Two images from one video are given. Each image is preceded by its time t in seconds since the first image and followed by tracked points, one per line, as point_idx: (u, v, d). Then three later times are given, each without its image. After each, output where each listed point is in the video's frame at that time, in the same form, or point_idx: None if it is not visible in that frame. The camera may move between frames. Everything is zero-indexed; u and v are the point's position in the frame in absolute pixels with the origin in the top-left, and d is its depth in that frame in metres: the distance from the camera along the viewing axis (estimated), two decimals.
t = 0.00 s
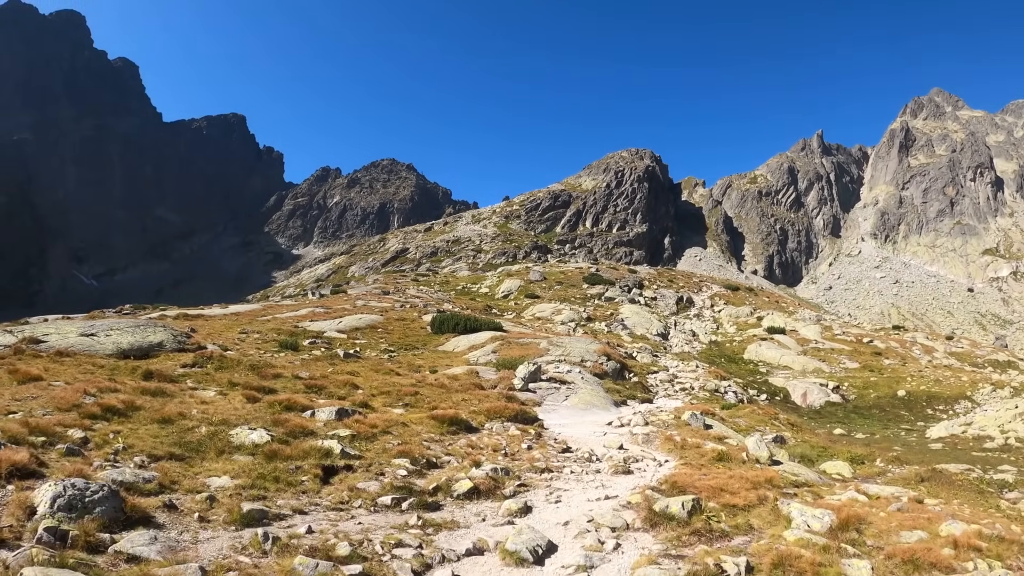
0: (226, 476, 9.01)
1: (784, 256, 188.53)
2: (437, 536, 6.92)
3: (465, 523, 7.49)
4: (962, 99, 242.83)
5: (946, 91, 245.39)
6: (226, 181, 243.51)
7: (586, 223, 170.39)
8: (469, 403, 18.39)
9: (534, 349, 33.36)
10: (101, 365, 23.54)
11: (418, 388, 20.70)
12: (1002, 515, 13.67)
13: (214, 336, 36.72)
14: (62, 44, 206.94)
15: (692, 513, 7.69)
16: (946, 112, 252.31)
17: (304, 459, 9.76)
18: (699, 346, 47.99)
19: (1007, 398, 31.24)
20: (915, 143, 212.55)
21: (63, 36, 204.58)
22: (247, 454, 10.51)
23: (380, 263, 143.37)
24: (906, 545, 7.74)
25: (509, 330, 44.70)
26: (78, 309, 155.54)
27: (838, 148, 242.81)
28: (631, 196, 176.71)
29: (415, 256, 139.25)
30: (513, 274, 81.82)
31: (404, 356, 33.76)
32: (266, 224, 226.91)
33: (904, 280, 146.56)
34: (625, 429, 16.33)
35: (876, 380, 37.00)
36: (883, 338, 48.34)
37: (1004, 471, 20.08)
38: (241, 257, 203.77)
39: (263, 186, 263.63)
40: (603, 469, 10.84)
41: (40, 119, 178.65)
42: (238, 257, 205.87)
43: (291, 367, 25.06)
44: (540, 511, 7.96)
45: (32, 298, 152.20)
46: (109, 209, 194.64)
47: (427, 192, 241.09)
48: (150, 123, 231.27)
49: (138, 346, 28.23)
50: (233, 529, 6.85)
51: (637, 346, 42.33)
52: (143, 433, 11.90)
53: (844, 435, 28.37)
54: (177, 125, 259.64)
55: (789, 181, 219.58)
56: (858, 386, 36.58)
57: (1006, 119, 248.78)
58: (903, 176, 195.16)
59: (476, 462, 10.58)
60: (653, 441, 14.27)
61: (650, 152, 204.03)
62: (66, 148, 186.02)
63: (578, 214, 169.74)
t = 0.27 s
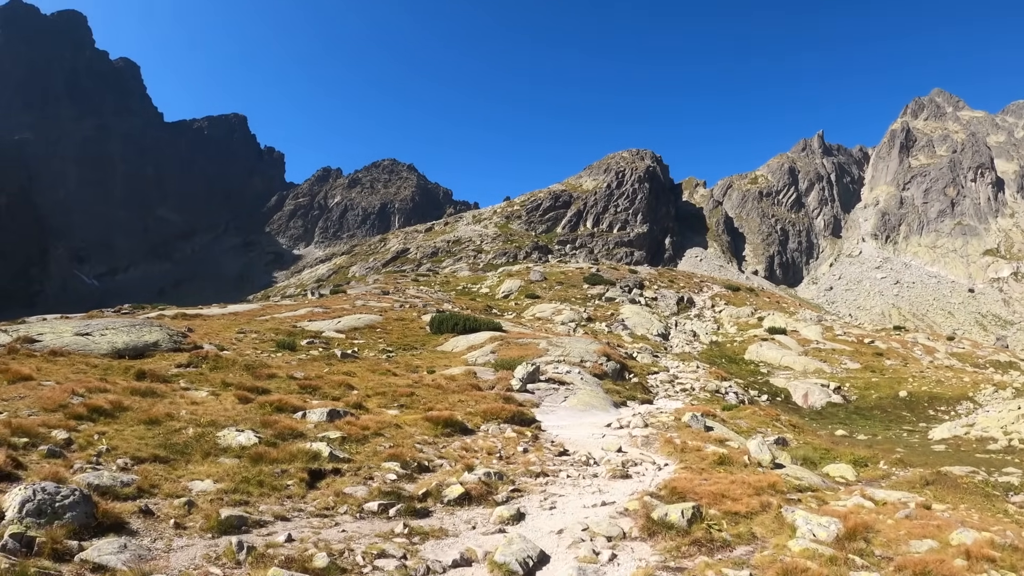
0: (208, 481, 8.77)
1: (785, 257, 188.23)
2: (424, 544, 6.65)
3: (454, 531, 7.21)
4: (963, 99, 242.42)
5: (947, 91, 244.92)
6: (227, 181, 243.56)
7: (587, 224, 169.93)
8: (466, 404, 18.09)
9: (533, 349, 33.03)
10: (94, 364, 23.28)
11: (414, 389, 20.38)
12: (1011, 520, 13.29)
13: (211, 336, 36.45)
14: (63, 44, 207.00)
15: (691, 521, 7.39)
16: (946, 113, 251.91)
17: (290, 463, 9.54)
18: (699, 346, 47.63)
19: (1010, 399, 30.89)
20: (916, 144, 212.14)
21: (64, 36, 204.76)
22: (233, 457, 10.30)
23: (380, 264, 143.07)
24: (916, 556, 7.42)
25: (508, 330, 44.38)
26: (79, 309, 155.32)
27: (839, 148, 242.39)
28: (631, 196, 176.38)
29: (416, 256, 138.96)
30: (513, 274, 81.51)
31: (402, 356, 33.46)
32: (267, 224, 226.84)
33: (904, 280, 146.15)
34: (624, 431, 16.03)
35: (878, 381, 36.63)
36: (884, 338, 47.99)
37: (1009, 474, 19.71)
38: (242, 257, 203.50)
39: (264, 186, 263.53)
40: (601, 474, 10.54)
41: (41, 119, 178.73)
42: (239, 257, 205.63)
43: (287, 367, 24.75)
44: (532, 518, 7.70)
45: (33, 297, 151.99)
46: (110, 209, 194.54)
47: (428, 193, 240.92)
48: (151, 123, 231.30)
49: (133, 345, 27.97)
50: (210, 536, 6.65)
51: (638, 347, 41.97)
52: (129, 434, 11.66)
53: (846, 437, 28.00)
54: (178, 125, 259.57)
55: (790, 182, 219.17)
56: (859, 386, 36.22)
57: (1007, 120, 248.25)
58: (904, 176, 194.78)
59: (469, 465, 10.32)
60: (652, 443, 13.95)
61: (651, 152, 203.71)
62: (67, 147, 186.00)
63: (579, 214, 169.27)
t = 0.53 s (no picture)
0: (191, 487, 8.47)
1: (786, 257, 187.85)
2: (410, 556, 6.34)
3: (441, 539, 6.91)
4: (964, 99, 241.82)
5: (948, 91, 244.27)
6: (228, 181, 243.48)
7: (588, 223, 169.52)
8: (462, 405, 17.74)
9: (533, 349, 32.69)
10: (87, 364, 23.01)
11: (411, 389, 20.05)
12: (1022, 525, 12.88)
13: (209, 335, 36.14)
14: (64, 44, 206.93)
15: (694, 530, 7.05)
16: (948, 113, 251.31)
17: (277, 466, 9.25)
18: (700, 346, 47.32)
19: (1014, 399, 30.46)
20: (918, 143, 211.55)
21: (65, 37, 205.16)
22: (219, 460, 10.00)
23: (381, 263, 142.86)
24: (929, 566, 7.12)
25: (508, 330, 44.09)
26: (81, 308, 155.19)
27: (840, 148, 241.87)
28: (633, 196, 176.04)
29: (416, 256, 138.78)
30: (514, 273, 81.25)
31: (401, 356, 33.13)
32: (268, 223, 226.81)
33: (906, 280, 145.55)
34: (625, 433, 15.65)
35: (880, 381, 36.24)
36: (885, 338, 47.59)
37: (1016, 477, 19.29)
38: (243, 256, 203.35)
39: (265, 186, 263.29)
40: (599, 478, 10.23)
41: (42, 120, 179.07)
42: (240, 257, 205.55)
43: (283, 367, 24.43)
44: (527, 527, 7.37)
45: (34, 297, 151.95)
46: (111, 208, 194.48)
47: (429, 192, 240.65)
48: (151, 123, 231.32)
49: (128, 345, 27.69)
50: (185, 545, 6.36)
51: (639, 347, 41.60)
52: (115, 435, 11.33)
53: (848, 437, 27.62)
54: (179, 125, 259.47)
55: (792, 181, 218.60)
56: (861, 387, 35.80)
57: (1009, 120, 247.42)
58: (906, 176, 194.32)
59: (463, 469, 9.97)
60: (652, 446, 13.60)
61: (652, 151, 203.31)
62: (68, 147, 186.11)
63: (580, 214, 168.84)
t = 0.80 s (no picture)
0: (172, 486, 8.17)
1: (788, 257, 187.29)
2: (395, 560, 6.04)
3: (430, 542, 6.58)
4: (966, 99, 241.02)
5: (951, 91, 243.46)
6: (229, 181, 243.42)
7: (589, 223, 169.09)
8: (460, 404, 17.38)
9: (533, 348, 32.32)
10: (80, 361, 22.73)
11: (408, 388, 19.66)
12: None
13: (206, 333, 35.83)
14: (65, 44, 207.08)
15: (698, 534, 6.71)
16: (950, 113, 250.37)
17: (264, 465, 8.94)
18: (702, 345, 46.92)
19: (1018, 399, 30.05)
20: (919, 143, 210.74)
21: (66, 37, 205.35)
22: (204, 458, 9.69)
23: (382, 263, 142.51)
24: (947, 572, 6.76)
25: (508, 329, 43.73)
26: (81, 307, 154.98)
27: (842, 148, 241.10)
28: (634, 196, 175.66)
29: (417, 255, 138.41)
30: (515, 273, 80.91)
31: (400, 355, 32.77)
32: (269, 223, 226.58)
33: (907, 280, 144.90)
34: (626, 433, 15.27)
35: (883, 381, 35.78)
36: (888, 338, 47.12)
37: None
38: (244, 256, 203.13)
39: (266, 185, 263.20)
40: (598, 478, 9.89)
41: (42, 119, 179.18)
42: (241, 256, 205.33)
43: (278, 365, 24.10)
44: (521, 529, 7.02)
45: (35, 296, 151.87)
46: (112, 208, 194.42)
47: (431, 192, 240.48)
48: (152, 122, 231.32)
49: (123, 342, 27.42)
50: (157, 548, 6.07)
51: (640, 346, 41.18)
52: (100, 432, 11.01)
53: (851, 437, 27.19)
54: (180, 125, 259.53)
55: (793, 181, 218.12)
56: (864, 386, 35.36)
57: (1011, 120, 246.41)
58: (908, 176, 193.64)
59: (457, 469, 9.63)
60: (654, 445, 13.22)
61: (653, 151, 202.98)
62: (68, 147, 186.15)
63: (581, 214, 168.43)
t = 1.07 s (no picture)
0: (152, 496, 7.83)
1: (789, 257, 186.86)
2: None
3: (420, 560, 6.19)
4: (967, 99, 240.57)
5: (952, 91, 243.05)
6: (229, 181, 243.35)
7: (590, 224, 168.69)
8: (457, 407, 16.99)
9: (533, 349, 31.92)
10: (72, 362, 22.37)
11: (405, 390, 19.29)
12: None
13: (202, 334, 35.49)
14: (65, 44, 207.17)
15: (706, 551, 6.36)
16: (951, 113, 249.73)
17: (248, 474, 8.56)
18: (703, 346, 46.51)
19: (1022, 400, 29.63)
20: (920, 144, 210.25)
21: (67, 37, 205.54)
22: (189, 466, 9.33)
23: (383, 263, 142.09)
24: None
25: (508, 330, 43.30)
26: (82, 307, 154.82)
27: (843, 149, 240.75)
28: (634, 197, 175.26)
29: (418, 256, 138.01)
30: (516, 273, 80.49)
31: (398, 356, 32.39)
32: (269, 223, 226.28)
33: (908, 281, 144.45)
34: (627, 437, 14.85)
35: (885, 382, 35.37)
36: (890, 339, 46.71)
37: None
38: (245, 256, 202.94)
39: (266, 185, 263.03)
40: (599, 487, 9.49)
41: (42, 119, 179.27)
42: (242, 256, 205.08)
43: (274, 367, 23.73)
44: (517, 544, 6.64)
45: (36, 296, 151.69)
46: (112, 208, 194.35)
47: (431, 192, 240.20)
48: (152, 122, 231.33)
49: (117, 343, 27.09)
50: (127, 566, 5.72)
51: (641, 347, 40.77)
52: (83, 437, 10.61)
53: (855, 440, 26.77)
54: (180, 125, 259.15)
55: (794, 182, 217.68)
56: (866, 388, 34.94)
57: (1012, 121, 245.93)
58: (909, 177, 193.17)
59: (452, 477, 9.24)
60: (657, 451, 12.81)
61: (654, 152, 202.68)
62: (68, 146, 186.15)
63: (582, 214, 167.98)
